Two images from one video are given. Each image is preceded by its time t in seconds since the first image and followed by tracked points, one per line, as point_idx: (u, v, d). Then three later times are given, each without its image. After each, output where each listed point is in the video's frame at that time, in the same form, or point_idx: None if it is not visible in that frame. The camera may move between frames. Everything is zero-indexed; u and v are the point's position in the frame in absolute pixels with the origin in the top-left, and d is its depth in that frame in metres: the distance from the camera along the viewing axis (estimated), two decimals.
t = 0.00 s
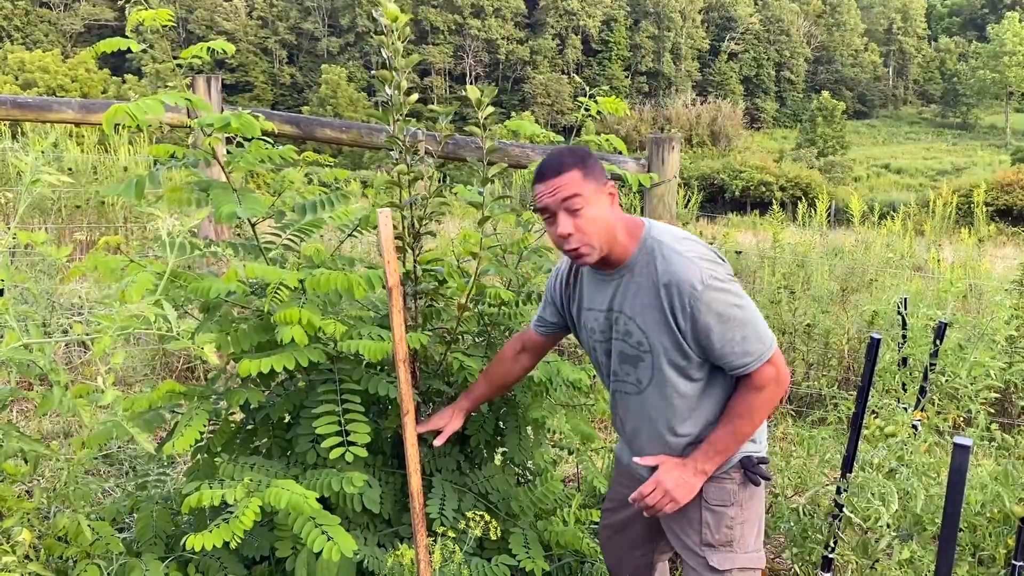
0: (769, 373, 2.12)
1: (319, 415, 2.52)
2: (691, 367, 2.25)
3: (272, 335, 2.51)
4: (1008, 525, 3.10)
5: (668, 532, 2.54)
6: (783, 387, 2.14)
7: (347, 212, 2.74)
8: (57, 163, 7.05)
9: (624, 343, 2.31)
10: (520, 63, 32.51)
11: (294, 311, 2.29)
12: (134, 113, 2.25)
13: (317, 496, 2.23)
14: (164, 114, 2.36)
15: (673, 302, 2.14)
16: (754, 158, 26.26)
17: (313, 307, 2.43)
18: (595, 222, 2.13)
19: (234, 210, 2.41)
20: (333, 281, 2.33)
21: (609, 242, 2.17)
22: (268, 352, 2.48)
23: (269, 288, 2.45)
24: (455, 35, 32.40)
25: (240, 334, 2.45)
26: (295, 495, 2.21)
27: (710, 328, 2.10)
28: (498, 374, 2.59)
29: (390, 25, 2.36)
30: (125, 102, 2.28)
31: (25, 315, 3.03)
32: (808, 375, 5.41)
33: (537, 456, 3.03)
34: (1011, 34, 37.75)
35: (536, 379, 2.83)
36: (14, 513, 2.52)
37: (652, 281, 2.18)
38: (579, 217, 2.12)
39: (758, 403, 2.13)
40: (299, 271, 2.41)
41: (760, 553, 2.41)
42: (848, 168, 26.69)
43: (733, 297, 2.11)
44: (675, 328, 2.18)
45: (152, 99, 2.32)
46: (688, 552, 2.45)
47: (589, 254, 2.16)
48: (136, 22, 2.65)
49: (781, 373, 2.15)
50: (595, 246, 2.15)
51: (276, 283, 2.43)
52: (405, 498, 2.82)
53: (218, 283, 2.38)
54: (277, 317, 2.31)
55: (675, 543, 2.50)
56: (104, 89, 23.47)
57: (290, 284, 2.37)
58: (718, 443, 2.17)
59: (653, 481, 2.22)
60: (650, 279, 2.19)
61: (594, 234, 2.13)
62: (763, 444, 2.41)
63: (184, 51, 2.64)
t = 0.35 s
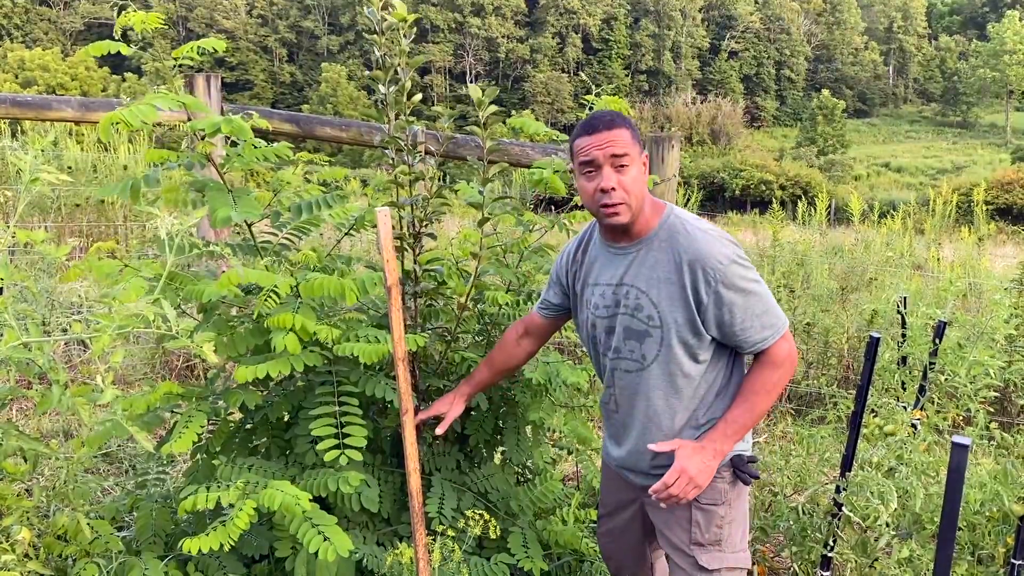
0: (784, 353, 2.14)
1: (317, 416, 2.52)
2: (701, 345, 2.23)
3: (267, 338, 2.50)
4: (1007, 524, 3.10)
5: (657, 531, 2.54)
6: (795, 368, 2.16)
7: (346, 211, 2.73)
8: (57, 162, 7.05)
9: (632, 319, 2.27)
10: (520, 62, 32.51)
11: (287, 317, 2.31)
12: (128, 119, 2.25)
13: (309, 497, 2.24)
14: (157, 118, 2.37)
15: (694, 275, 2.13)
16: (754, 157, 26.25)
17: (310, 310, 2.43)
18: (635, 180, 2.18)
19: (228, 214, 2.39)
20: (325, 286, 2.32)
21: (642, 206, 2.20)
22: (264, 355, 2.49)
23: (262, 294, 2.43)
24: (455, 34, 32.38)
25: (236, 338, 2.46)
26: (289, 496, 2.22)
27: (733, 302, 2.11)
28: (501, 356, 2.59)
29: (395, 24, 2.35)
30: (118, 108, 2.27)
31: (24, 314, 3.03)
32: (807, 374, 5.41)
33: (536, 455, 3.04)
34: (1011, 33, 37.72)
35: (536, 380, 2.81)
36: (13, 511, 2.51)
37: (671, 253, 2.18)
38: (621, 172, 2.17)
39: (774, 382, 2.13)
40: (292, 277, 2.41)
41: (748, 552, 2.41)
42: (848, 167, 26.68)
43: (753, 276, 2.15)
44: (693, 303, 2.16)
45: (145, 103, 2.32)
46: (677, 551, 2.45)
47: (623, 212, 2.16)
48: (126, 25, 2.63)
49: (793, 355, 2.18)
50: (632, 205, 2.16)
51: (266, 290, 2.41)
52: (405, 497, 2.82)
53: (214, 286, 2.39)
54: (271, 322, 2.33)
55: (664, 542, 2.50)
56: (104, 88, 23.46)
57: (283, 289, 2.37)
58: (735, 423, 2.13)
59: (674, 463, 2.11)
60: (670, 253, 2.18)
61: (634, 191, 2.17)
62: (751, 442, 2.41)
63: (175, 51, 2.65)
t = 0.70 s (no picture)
0: (786, 356, 2.14)
1: (316, 417, 2.52)
2: (703, 346, 2.23)
3: (266, 339, 2.50)
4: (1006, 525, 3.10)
5: (658, 532, 2.54)
6: (796, 371, 2.15)
7: (344, 211, 2.73)
8: (56, 163, 7.05)
9: (634, 317, 2.27)
10: (520, 62, 32.52)
11: (291, 317, 2.29)
12: (121, 124, 2.24)
13: (309, 499, 2.23)
14: (151, 121, 2.37)
15: (696, 275, 2.13)
16: (754, 157, 26.25)
17: (310, 311, 2.42)
18: (641, 179, 2.18)
19: (222, 217, 2.38)
20: (326, 285, 2.31)
21: (646, 205, 2.20)
22: (264, 357, 2.48)
23: (262, 295, 2.41)
24: (455, 34, 32.38)
25: (235, 339, 2.45)
26: (288, 498, 2.21)
27: (734, 304, 2.11)
28: (502, 353, 2.59)
29: (389, 23, 2.36)
30: (110, 113, 2.26)
31: (22, 316, 3.02)
32: (806, 374, 5.40)
33: (535, 455, 3.04)
34: (1011, 33, 37.71)
35: (535, 381, 2.81)
36: (11, 512, 2.51)
37: (674, 253, 2.18)
38: (625, 170, 2.16)
39: (775, 384, 2.13)
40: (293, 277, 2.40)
41: (750, 553, 2.41)
42: (848, 168, 26.69)
43: (756, 278, 2.14)
44: (694, 304, 2.16)
45: (137, 108, 2.33)
46: (678, 552, 2.44)
47: (626, 211, 2.16)
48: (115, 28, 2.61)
49: (794, 358, 2.17)
50: (636, 204, 2.16)
51: (267, 291, 2.39)
52: (405, 498, 2.82)
53: (212, 288, 2.38)
54: (274, 323, 2.31)
55: (666, 544, 2.49)
56: (103, 87, 23.45)
57: (284, 291, 2.37)
58: (735, 425, 2.13)
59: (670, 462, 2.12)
60: (673, 253, 2.18)
61: (638, 191, 2.17)
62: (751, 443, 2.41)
63: (163, 55, 2.64)
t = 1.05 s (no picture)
0: (786, 359, 2.14)
1: (317, 417, 2.52)
2: (702, 350, 2.24)
3: (268, 338, 2.51)
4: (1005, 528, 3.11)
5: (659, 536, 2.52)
6: (796, 374, 2.16)
7: (344, 214, 2.73)
8: (56, 165, 7.06)
9: (634, 321, 2.27)
10: (520, 64, 32.57)
11: (292, 314, 2.29)
12: (128, 119, 2.25)
13: (311, 499, 2.23)
14: (158, 119, 2.37)
15: (696, 280, 2.13)
16: (754, 160, 26.27)
17: (312, 309, 2.42)
18: (609, 188, 2.17)
19: (228, 215, 2.39)
20: (329, 283, 2.32)
21: (614, 214, 2.19)
22: (265, 355, 2.48)
23: (265, 291, 2.44)
24: (455, 37, 32.41)
25: (237, 338, 2.46)
26: (290, 497, 2.21)
27: (734, 308, 2.12)
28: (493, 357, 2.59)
29: (399, 27, 2.38)
30: (118, 108, 2.27)
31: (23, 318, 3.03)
32: (806, 377, 5.40)
33: (535, 457, 3.04)
34: (1010, 36, 37.75)
35: (535, 382, 2.81)
36: (11, 514, 2.51)
37: (673, 257, 2.18)
38: (592, 178, 2.18)
39: (776, 388, 2.14)
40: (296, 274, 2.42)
41: (749, 556, 2.42)
42: (847, 170, 26.72)
43: (756, 281, 2.15)
44: (694, 307, 2.16)
45: (145, 105, 2.33)
46: (679, 556, 2.43)
47: (589, 219, 2.21)
48: (125, 27, 2.61)
49: (795, 360, 2.18)
50: (597, 213, 2.19)
51: (273, 285, 2.43)
52: (404, 500, 2.82)
53: (214, 287, 2.38)
54: (276, 320, 2.31)
55: (667, 548, 2.48)
56: (103, 90, 23.47)
57: (286, 288, 2.38)
58: (736, 431, 2.13)
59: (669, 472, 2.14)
60: (673, 257, 2.18)
61: (602, 199, 2.18)
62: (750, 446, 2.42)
63: (173, 56, 2.63)
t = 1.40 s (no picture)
0: (776, 368, 2.11)
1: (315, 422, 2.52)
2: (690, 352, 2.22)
3: (268, 342, 2.50)
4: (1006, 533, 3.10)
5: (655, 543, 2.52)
6: (787, 384, 2.12)
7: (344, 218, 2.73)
8: (56, 169, 7.07)
9: (621, 318, 2.26)
10: (520, 70, 32.67)
11: (290, 318, 2.29)
12: (134, 118, 2.25)
13: (310, 503, 2.23)
14: (164, 120, 2.37)
15: (683, 281, 2.11)
16: (754, 165, 26.30)
17: (311, 314, 2.42)
18: (579, 176, 2.25)
19: (232, 215, 2.40)
20: (328, 288, 2.32)
21: (582, 202, 2.28)
22: (264, 359, 2.48)
23: (263, 295, 2.41)
24: (455, 42, 32.49)
25: (236, 342, 2.45)
26: (289, 501, 2.21)
27: (721, 312, 2.09)
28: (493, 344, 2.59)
29: (388, 31, 2.37)
30: (125, 108, 2.28)
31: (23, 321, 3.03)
32: (806, 382, 5.31)
33: (535, 463, 3.04)
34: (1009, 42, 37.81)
35: (535, 386, 2.81)
36: (10, 519, 2.51)
37: (661, 256, 2.16)
38: (571, 163, 2.28)
39: (764, 396, 2.10)
40: (294, 279, 2.40)
41: (746, 562, 2.40)
42: (846, 175, 26.75)
43: (746, 286, 2.12)
44: (680, 308, 2.14)
45: (152, 105, 2.33)
46: (674, 563, 2.43)
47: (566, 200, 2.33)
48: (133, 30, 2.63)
49: (786, 369, 2.14)
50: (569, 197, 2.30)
51: (270, 291, 2.40)
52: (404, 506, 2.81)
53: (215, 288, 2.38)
54: (273, 324, 2.31)
55: (662, 555, 2.47)
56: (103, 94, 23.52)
57: (285, 292, 2.37)
58: (721, 439, 2.11)
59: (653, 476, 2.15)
60: (662, 256, 2.16)
61: (572, 185, 2.27)
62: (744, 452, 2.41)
63: (180, 59, 2.64)
